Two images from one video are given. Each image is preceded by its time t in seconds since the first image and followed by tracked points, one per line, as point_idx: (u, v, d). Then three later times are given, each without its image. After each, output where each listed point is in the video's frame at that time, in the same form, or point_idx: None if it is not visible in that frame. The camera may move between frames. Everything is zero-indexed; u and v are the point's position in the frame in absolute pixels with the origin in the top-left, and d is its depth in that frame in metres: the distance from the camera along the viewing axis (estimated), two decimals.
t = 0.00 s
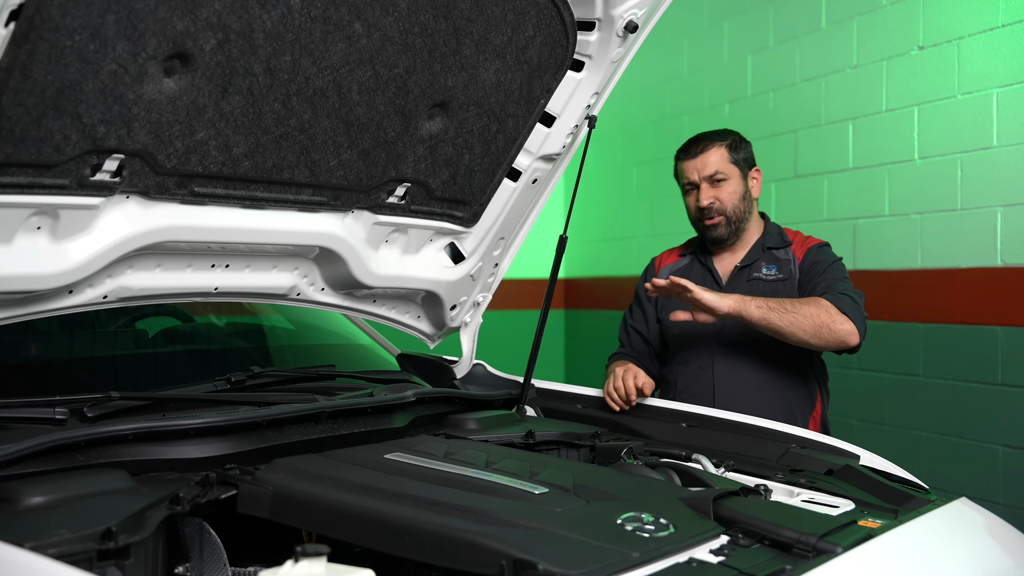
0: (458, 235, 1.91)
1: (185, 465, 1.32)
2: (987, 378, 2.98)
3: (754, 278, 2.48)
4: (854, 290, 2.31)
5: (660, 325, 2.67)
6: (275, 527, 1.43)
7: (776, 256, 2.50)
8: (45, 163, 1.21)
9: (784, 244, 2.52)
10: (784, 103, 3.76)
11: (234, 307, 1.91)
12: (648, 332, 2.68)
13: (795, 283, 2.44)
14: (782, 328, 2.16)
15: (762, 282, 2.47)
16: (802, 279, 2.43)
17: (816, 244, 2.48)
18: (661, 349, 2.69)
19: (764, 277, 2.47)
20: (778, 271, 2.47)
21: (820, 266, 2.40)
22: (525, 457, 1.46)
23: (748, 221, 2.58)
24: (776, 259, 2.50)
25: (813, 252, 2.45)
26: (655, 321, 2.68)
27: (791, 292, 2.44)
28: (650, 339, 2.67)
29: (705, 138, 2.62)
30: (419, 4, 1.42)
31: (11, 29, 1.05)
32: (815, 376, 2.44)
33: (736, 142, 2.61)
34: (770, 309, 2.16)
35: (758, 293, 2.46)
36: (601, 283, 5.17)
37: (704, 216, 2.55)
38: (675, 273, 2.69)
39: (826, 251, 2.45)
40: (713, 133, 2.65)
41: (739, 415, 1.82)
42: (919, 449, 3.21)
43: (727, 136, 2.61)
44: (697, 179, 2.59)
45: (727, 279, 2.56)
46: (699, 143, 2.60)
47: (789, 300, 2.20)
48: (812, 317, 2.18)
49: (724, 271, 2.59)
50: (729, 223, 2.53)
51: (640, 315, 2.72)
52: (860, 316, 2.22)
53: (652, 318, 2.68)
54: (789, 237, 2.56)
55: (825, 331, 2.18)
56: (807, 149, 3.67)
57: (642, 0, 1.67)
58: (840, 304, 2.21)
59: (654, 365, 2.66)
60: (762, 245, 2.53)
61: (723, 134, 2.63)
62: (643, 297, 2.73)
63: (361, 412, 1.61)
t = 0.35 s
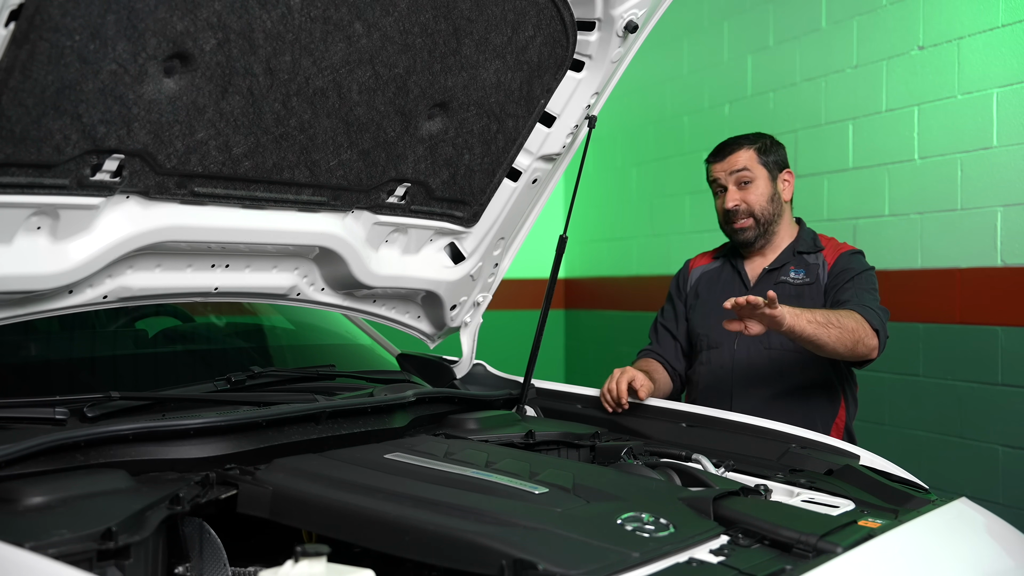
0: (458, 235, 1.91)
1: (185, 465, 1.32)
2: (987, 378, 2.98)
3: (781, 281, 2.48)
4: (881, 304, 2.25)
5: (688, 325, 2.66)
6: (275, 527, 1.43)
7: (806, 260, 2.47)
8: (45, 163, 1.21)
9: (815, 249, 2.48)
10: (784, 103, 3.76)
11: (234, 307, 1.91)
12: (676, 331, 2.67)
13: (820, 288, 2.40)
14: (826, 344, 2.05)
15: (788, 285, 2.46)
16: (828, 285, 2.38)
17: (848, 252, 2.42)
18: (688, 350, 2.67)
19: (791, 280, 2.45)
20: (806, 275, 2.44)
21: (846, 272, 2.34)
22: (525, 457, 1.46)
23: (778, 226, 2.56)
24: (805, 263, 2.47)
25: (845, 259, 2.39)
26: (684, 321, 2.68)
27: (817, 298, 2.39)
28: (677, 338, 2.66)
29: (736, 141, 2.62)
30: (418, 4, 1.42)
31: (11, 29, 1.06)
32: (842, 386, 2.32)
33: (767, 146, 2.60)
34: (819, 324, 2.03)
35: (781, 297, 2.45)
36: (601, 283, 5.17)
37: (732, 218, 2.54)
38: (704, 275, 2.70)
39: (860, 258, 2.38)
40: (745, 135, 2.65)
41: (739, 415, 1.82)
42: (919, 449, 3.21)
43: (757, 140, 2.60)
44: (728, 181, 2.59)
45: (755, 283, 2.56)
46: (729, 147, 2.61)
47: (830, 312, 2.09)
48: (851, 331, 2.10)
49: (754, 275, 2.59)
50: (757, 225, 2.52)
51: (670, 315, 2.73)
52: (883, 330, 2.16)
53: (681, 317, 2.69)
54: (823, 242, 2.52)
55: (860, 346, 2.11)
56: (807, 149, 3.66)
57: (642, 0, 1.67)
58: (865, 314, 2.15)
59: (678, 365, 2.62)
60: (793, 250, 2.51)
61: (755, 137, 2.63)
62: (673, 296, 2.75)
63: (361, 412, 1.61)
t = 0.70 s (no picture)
0: (458, 234, 1.91)
1: (185, 465, 1.32)
2: (987, 378, 2.98)
3: (789, 282, 2.46)
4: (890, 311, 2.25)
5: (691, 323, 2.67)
6: (275, 527, 1.43)
7: (813, 263, 2.47)
8: (45, 163, 1.20)
9: (824, 251, 2.47)
10: (784, 103, 3.76)
11: (234, 307, 1.91)
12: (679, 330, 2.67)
13: (828, 290, 2.39)
14: (832, 345, 2.05)
15: (796, 286, 2.45)
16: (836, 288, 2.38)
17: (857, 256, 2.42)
18: (689, 349, 2.67)
19: (799, 281, 2.44)
20: (813, 277, 2.43)
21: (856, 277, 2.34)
22: (525, 457, 1.46)
23: (788, 226, 2.56)
24: (813, 265, 2.46)
25: (855, 263, 2.39)
26: (687, 319, 2.69)
27: (824, 301, 2.39)
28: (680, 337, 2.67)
29: (750, 139, 2.62)
30: (418, 4, 1.42)
31: (11, 29, 1.05)
32: (844, 390, 2.32)
33: (781, 145, 2.60)
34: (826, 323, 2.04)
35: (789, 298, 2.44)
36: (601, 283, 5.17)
37: (743, 215, 2.54)
38: (709, 273, 2.70)
39: (868, 262, 2.39)
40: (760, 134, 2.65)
41: (739, 415, 1.82)
42: (919, 448, 3.21)
43: (772, 139, 2.60)
44: (740, 178, 2.59)
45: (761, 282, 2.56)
46: (743, 144, 2.61)
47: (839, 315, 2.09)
48: (859, 336, 2.09)
49: (759, 274, 2.59)
50: (768, 224, 2.52)
51: (673, 313, 2.73)
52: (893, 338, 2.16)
53: (685, 315, 2.69)
54: (831, 245, 2.52)
55: (868, 351, 2.09)
56: (807, 149, 3.66)
57: (642, 0, 1.67)
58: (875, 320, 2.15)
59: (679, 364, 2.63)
60: (801, 251, 2.51)
61: (770, 136, 2.63)
62: (677, 294, 2.75)
63: (361, 412, 1.61)
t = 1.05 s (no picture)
0: (458, 235, 1.91)
1: (185, 465, 1.32)
2: (987, 378, 2.98)
3: (785, 283, 2.47)
4: (886, 324, 2.26)
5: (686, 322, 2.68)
6: (275, 527, 1.43)
7: (810, 263, 2.47)
8: (45, 163, 1.21)
9: (821, 251, 2.47)
10: (784, 103, 3.76)
11: (234, 307, 1.91)
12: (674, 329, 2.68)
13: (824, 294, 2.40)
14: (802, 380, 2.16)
15: (792, 287, 2.45)
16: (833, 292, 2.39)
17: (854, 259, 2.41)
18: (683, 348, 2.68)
19: (795, 283, 2.45)
20: (810, 278, 2.43)
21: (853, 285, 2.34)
22: (525, 457, 1.46)
23: (785, 227, 2.55)
24: (810, 266, 2.46)
25: (852, 270, 2.38)
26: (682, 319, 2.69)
27: (819, 304, 2.40)
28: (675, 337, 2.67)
29: (750, 137, 2.59)
30: (418, 4, 1.42)
31: (11, 29, 1.05)
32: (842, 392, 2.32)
33: (781, 145, 2.58)
34: (790, 360, 2.14)
35: (785, 299, 2.44)
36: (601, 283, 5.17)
37: (739, 215, 2.53)
38: (706, 273, 2.69)
39: (864, 267, 2.38)
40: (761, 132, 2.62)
41: (739, 415, 1.82)
42: (919, 448, 3.21)
43: (773, 139, 2.58)
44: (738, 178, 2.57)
45: (757, 283, 2.55)
46: (742, 142, 2.59)
47: (813, 349, 2.15)
48: (835, 368, 2.14)
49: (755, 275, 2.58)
50: (764, 224, 2.50)
51: (667, 312, 2.73)
52: (885, 363, 2.18)
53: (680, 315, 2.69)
54: (828, 245, 2.51)
55: (848, 381, 2.14)
56: (807, 149, 3.66)
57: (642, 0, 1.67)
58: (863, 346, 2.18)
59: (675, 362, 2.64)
60: (798, 251, 2.50)
61: (770, 135, 2.60)
62: (672, 294, 2.75)
63: (361, 412, 1.61)
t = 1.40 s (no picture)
0: (458, 235, 1.91)
1: (185, 465, 1.32)
2: (987, 378, 2.98)
3: (780, 284, 2.47)
4: (887, 334, 2.26)
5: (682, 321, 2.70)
6: (275, 527, 1.43)
7: (805, 263, 2.46)
8: (45, 163, 1.21)
9: (815, 250, 2.47)
10: (784, 103, 3.76)
11: (234, 307, 1.91)
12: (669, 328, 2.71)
13: (819, 296, 2.39)
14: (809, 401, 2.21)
15: (787, 288, 2.45)
16: (829, 295, 2.38)
17: (850, 259, 2.41)
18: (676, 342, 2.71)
19: (790, 284, 2.45)
20: (805, 279, 2.43)
21: (852, 293, 2.33)
22: (525, 457, 1.46)
23: (778, 225, 2.53)
24: (805, 266, 2.46)
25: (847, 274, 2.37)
26: (677, 317, 2.71)
27: (813, 307, 2.40)
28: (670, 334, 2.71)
29: (739, 136, 2.57)
30: (419, 4, 1.42)
31: (11, 29, 1.05)
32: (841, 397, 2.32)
33: (771, 142, 2.56)
34: (796, 384, 2.19)
35: (780, 300, 2.45)
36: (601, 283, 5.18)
37: (730, 216, 2.52)
38: (702, 274, 2.69)
39: (862, 271, 2.37)
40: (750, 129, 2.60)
41: (739, 415, 1.82)
42: (919, 448, 3.21)
43: (762, 136, 2.56)
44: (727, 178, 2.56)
45: (752, 284, 2.54)
46: (732, 141, 2.57)
47: (820, 374, 2.17)
48: (841, 394, 2.16)
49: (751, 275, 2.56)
50: (756, 224, 2.49)
51: (660, 307, 2.73)
52: (889, 379, 2.19)
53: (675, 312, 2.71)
54: (823, 243, 2.51)
55: (854, 406, 2.16)
56: (807, 149, 3.66)
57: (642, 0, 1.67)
58: (866, 368, 2.18)
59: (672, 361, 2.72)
60: (793, 250, 2.50)
61: (759, 132, 2.58)
62: (668, 290, 2.77)
63: (361, 412, 1.61)
